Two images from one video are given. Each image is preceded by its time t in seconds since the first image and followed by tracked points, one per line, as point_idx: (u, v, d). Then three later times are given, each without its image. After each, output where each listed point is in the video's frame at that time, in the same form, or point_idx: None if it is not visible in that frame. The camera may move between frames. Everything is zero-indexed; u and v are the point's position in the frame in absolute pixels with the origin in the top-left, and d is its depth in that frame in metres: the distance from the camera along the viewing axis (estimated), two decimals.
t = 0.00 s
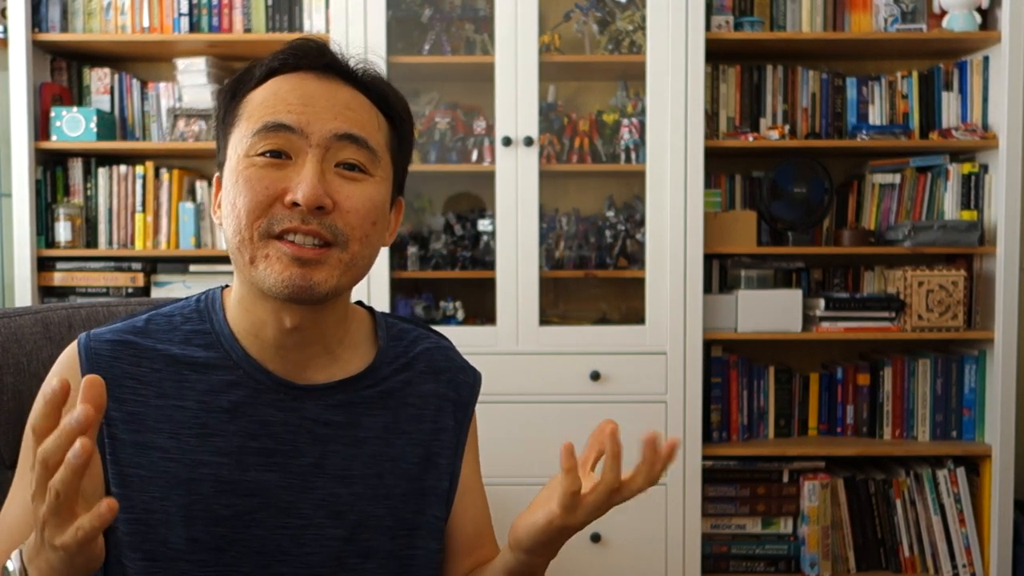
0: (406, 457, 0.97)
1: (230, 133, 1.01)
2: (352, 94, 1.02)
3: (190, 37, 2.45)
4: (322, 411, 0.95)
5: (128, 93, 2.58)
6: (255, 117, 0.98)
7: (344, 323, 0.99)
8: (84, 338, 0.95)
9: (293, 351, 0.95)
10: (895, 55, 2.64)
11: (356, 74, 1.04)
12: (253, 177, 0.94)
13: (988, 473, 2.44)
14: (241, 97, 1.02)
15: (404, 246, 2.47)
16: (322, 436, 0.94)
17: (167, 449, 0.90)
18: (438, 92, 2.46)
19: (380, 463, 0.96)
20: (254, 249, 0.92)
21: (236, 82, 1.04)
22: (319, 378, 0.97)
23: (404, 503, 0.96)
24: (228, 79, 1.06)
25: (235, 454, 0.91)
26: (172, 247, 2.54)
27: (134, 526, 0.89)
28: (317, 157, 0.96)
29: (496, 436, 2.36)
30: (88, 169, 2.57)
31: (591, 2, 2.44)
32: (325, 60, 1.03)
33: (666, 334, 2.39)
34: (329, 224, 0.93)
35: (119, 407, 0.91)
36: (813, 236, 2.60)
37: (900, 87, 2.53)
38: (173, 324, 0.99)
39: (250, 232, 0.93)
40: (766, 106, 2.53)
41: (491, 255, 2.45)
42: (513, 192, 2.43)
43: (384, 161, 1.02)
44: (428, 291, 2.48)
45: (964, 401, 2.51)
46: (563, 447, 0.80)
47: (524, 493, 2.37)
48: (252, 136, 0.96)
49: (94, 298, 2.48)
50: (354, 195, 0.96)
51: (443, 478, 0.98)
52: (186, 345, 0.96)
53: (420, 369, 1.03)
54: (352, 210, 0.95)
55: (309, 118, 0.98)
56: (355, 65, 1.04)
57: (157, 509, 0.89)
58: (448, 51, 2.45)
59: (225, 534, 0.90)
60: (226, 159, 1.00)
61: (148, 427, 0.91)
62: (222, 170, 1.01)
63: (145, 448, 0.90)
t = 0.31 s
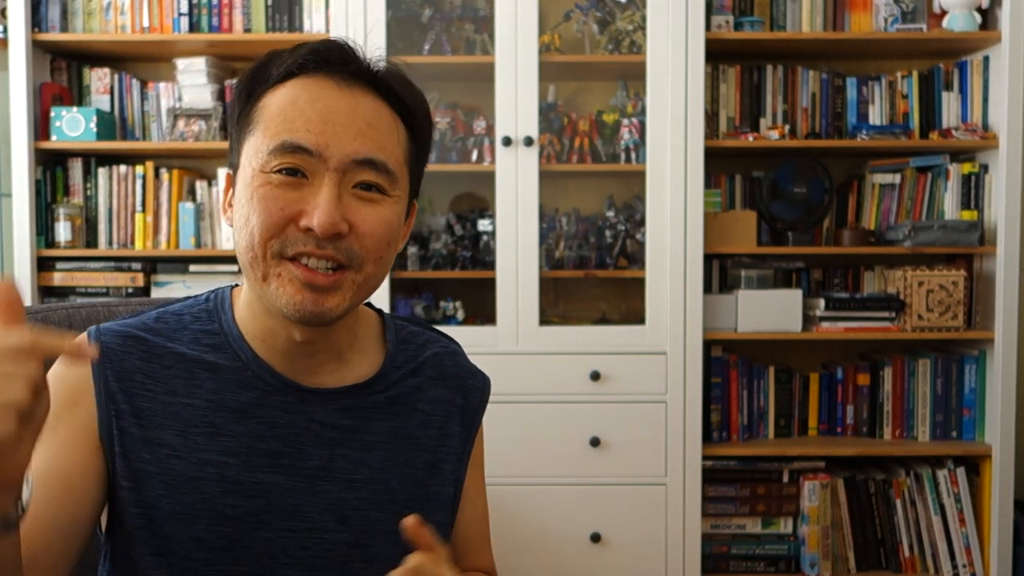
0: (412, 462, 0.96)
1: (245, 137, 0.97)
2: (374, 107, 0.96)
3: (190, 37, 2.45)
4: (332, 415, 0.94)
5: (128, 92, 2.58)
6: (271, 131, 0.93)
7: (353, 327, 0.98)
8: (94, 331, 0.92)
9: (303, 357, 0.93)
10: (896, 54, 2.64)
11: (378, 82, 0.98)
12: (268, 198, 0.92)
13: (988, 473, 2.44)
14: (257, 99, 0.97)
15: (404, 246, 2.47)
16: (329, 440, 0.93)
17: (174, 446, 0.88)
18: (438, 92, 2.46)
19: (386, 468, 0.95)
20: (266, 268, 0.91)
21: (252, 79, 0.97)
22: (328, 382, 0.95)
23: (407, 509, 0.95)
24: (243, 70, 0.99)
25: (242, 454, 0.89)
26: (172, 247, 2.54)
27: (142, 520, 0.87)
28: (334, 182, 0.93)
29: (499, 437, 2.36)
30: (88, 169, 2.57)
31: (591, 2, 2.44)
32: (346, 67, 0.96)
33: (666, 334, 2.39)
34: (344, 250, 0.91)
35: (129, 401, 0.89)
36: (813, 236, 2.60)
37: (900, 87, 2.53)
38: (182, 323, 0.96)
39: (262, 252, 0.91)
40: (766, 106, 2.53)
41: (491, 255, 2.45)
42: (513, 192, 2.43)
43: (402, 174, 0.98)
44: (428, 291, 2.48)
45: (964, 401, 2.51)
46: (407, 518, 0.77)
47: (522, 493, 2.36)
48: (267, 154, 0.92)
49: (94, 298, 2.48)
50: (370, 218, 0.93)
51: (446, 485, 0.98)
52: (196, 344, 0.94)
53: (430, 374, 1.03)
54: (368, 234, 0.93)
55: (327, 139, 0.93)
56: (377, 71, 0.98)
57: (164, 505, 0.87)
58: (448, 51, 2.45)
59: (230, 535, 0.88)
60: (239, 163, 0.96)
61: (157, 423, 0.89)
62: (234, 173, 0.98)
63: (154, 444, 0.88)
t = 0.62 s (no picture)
0: (420, 464, 0.93)
1: (251, 135, 0.91)
2: (388, 102, 0.91)
3: (190, 37, 2.45)
4: (338, 419, 0.90)
5: (128, 92, 2.58)
6: (281, 127, 0.88)
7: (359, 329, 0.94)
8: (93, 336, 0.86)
9: (310, 361, 0.89)
10: (896, 54, 2.63)
11: (391, 76, 0.93)
12: (277, 197, 0.86)
13: (988, 473, 2.44)
14: (264, 95, 0.91)
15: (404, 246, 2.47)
16: (337, 445, 0.89)
17: (182, 458, 0.84)
18: (437, 92, 2.46)
19: (394, 472, 0.91)
20: (272, 274, 0.86)
21: (259, 75, 0.93)
22: (335, 386, 0.92)
23: (414, 514, 0.92)
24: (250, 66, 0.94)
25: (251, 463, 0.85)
26: (172, 247, 2.54)
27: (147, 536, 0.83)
28: (346, 180, 0.87)
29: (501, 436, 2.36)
30: (88, 169, 2.57)
31: (591, 2, 2.44)
32: (357, 61, 0.92)
33: (666, 334, 2.39)
34: (355, 252, 0.86)
35: (133, 413, 0.83)
36: (813, 236, 2.60)
37: (900, 87, 2.53)
38: (185, 326, 0.91)
39: (269, 256, 0.85)
40: (766, 106, 2.53)
41: (491, 255, 2.45)
42: (513, 192, 2.43)
43: (414, 174, 0.94)
44: (428, 291, 2.48)
45: (964, 401, 2.51)
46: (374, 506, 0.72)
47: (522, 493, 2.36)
48: (276, 151, 0.87)
49: (93, 298, 2.48)
50: (383, 219, 0.89)
51: (449, 483, 0.96)
52: (199, 350, 0.89)
53: (436, 375, 0.99)
54: (380, 235, 0.88)
55: (339, 135, 0.87)
56: (390, 66, 0.93)
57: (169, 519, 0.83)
58: (448, 51, 2.45)
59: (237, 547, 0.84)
60: (245, 163, 0.91)
61: (161, 435, 0.84)
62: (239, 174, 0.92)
63: (159, 457, 0.84)
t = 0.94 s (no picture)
0: (429, 472, 0.92)
1: (230, 135, 0.89)
2: (368, 93, 0.87)
3: (190, 37, 2.45)
4: (340, 427, 0.89)
5: (128, 93, 2.58)
6: (257, 129, 0.85)
7: (361, 331, 0.93)
8: (85, 348, 0.87)
9: (309, 367, 0.88)
10: (896, 54, 2.64)
11: (370, 64, 0.89)
12: (257, 203, 0.84)
13: (988, 473, 2.44)
14: (239, 93, 0.88)
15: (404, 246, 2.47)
16: (340, 454, 0.88)
17: (176, 472, 0.84)
18: (437, 92, 2.46)
19: (399, 480, 0.90)
20: (260, 281, 0.84)
21: (233, 71, 0.89)
22: (337, 392, 0.90)
23: (425, 521, 0.91)
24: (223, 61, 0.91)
25: (249, 475, 0.85)
26: (172, 247, 2.54)
27: (142, 553, 0.84)
28: (328, 182, 0.84)
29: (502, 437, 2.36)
30: (88, 170, 2.57)
31: (591, 2, 2.44)
32: (333, 51, 0.88)
33: (666, 334, 2.39)
34: (343, 257, 0.84)
35: (126, 427, 0.84)
36: (813, 236, 2.60)
37: (900, 87, 2.53)
38: (180, 332, 0.91)
39: (254, 264, 0.83)
40: (766, 106, 2.53)
41: (490, 255, 2.45)
42: (513, 192, 2.43)
43: (403, 167, 0.90)
44: (428, 291, 2.49)
45: (965, 401, 2.51)
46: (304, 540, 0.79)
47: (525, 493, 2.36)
48: (253, 155, 0.84)
49: (94, 299, 2.48)
50: (370, 219, 0.86)
51: (464, 492, 0.94)
52: (195, 356, 0.89)
53: (443, 378, 0.97)
54: (368, 236, 0.85)
55: (316, 135, 0.84)
56: (368, 53, 0.89)
57: (165, 535, 0.83)
58: (448, 51, 2.45)
59: (240, 560, 0.85)
60: (226, 166, 0.88)
61: (154, 449, 0.84)
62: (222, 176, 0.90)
63: (153, 471, 0.84)
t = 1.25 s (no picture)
0: (432, 484, 0.92)
1: (236, 141, 0.88)
2: (376, 102, 0.86)
3: (190, 37, 2.45)
4: (343, 437, 0.89)
5: (128, 93, 2.58)
6: (263, 138, 0.85)
7: (367, 341, 0.92)
8: (84, 351, 0.86)
9: (313, 378, 0.88)
10: (896, 55, 2.64)
11: (380, 74, 0.88)
12: (262, 215, 0.84)
13: (988, 473, 2.44)
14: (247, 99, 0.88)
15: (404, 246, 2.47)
16: (343, 465, 0.88)
17: (174, 481, 0.84)
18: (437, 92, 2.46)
19: (400, 491, 0.90)
20: (264, 293, 0.84)
21: (242, 76, 0.89)
22: (340, 403, 0.90)
23: (426, 533, 0.91)
24: (231, 65, 0.91)
25: (248, 485, 0.85)
26: (172, 247, 2.54)
27: (141, 562, 0.84)
28: (335, 195, 0.84)
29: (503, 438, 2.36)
30: (88, 170, 2.57)
31: (591, 2, 2.44)
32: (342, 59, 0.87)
33: (666, 334, 2.39)
34: (349, 272, 0.83)
35: (123, 433, 0.84)
36: (813, 236, 2.60)
37: (900, 87, 2.53)
38: (181, 335, 0.91)
39: (258, 275, 0.83)
40: (766, 106, 2.53)
41: (491, 255, 2.45)
42: (513, 192, 2.43)
43: (414, 178, 0.90)
44: (428, 291, 2.48)
45: (964, 401, 2.51)
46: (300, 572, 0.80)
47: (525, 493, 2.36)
48: (259, 166, 0.84)
49: (93, 298, 2.48)
50: (378, 233, 0.85)
51: (467, 505, 0.94)
52: (196, 362, 0.88)
53: (451, 390, 0.97)
54: (376, 251, 0.85)
55: (324, 147, 0.83)
56: (379, 62, 0.88)
57: (163, 544, 0.84)
58: (448, 51, 2.45)
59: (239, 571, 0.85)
60: (232, 173, 0.88)
61: (152, 457, 0.84)
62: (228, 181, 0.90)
63: (150, 479, 0.84)
